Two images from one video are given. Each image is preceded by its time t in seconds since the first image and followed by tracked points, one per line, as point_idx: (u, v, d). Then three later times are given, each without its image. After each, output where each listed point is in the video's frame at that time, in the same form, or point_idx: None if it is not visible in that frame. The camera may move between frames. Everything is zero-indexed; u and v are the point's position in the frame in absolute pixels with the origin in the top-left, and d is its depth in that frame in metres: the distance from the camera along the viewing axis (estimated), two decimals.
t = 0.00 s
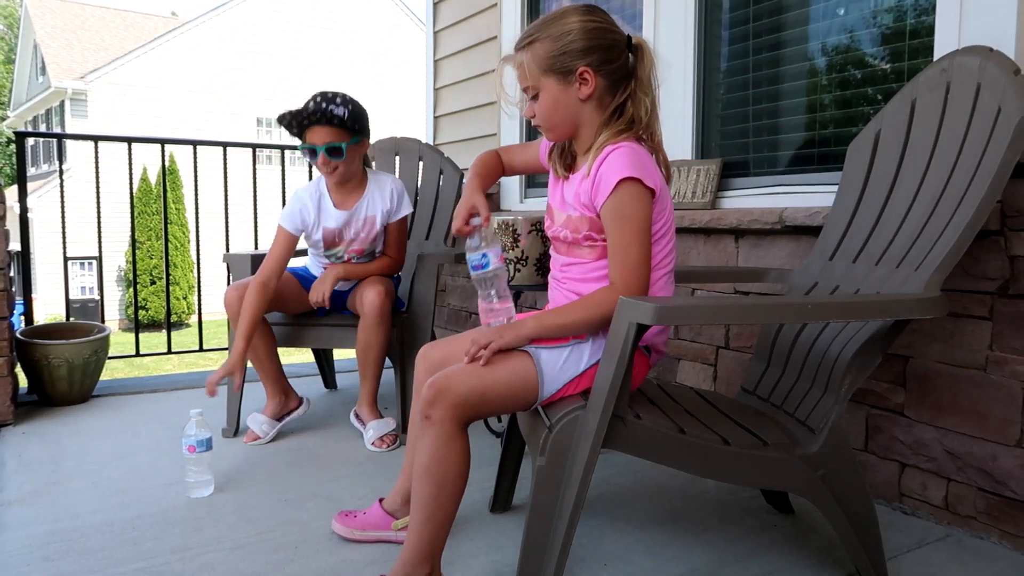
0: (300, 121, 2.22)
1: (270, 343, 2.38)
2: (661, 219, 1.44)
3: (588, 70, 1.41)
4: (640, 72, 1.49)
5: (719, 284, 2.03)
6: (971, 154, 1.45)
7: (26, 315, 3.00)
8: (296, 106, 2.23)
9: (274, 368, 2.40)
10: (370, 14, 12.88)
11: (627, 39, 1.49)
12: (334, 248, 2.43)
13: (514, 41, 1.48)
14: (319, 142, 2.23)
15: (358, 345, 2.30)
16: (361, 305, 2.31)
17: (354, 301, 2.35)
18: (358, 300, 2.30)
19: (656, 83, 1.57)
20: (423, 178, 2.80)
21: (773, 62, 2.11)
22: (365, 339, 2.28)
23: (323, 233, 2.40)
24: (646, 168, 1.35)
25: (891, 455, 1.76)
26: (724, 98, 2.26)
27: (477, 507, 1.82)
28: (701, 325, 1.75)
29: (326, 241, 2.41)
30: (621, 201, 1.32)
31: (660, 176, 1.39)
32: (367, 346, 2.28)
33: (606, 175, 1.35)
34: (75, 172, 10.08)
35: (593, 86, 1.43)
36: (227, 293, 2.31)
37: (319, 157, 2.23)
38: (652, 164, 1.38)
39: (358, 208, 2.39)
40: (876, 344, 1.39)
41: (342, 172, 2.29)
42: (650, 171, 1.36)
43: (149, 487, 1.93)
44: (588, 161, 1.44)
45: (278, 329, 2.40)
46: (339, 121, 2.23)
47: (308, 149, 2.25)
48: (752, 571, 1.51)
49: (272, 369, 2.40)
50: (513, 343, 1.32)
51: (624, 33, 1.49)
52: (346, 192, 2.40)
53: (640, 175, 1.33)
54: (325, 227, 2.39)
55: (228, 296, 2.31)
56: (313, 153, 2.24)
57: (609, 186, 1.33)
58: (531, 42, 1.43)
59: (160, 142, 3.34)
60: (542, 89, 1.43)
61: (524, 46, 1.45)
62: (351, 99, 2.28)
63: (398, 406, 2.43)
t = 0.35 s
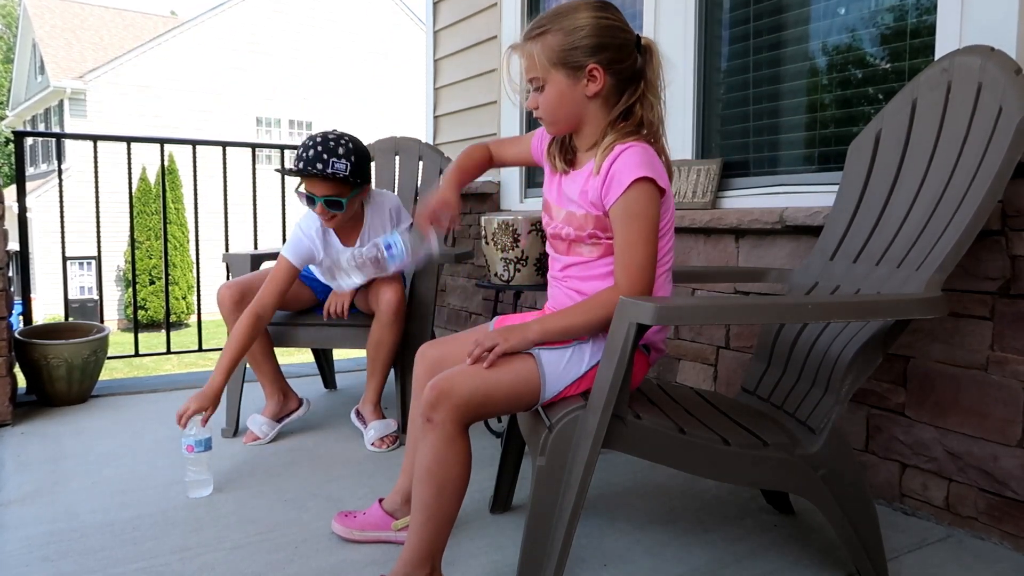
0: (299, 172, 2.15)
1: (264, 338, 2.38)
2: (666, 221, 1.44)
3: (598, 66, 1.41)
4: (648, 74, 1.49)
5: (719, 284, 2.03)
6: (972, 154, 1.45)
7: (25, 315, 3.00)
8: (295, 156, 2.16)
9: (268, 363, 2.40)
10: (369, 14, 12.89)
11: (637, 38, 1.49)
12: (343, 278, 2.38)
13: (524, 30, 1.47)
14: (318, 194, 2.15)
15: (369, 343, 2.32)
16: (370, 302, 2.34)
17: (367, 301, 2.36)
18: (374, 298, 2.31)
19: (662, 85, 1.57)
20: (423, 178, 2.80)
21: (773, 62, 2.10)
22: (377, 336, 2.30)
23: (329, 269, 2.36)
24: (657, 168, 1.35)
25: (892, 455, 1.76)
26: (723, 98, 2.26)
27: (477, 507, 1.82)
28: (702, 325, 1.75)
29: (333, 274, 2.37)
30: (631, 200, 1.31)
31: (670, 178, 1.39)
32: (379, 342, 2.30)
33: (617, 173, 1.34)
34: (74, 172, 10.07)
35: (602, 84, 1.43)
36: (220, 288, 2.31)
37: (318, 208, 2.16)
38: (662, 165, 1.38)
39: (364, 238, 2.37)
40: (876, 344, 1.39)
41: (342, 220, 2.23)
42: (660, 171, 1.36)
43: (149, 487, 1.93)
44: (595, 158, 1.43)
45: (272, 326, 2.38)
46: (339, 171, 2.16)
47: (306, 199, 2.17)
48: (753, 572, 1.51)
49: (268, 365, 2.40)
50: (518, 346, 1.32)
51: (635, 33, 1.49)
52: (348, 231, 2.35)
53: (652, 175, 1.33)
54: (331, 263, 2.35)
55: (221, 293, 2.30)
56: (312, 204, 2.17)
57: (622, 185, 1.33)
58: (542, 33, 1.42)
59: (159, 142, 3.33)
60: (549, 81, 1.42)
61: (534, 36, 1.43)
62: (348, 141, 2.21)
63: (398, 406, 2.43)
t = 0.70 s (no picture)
0: (320, 127, 2.21)
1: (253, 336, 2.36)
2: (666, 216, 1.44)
3: (599, 69, 1.41)
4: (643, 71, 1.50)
5: (719, 284, 2.03)
6: (971, 154, 1.45)
7: (26, 315, 3.00)
8: (316, 114, 2.21)
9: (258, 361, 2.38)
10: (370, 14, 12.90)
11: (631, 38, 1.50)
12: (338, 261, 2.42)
13: (521, 35, 1.46)
14: (339, 150, 2.22)
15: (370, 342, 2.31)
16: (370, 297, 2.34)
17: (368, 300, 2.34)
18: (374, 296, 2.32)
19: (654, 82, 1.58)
20: (423, 177, 2.81)
21: (773, 62, 2.10)
22: (376, 334, 2.29)
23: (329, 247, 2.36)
24: (655, 165, 1.35)
25: (891, 455, 1.76)
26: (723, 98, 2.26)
27: (477, 507, 1.82)
28: (701, 325, 1.75)
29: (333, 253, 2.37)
30: (631, 199, 1.31)
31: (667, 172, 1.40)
32: (379, 342, 2.29)
33: (614, 171, 1.34)
34: (74, 172, 10.08)
35: (602, 86, 1.43)
36: (207, 288, 2.31)
37: (338, 164, 2.22)
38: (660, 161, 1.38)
39: (365, 220, 2.38)
40: (876, 344, 1.39)
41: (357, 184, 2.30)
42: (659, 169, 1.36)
43: (149, 487, 1.93)
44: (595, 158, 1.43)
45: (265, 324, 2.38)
46: (361, 133, 2.25)
47: (326, 157, 2.23)
48: (753, 572, 1.51)
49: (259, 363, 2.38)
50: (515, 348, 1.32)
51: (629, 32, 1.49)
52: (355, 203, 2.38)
53: (651, 173, 1.33)
54: (331, 241, 2.35)
55: (209, 294, 2.30)
56: (331, 161, 2.23)
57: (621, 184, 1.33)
58: (542, 37, 1.41)
59: (159, 142, 3.33)
60: (551, 86, 1.41)
61: (532, 41, 1.42)
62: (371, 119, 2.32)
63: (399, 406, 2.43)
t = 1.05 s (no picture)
0: (325, 93, 2.29)
1: (259, 339, 2.37)
2: (664, 217, 1.45)
3: (595, 69, 1.41)
4: (636, 70, 1.50)
5: (719, 284, 2.03)
6: (971, 154, 1.45)
7: (26, 315, 3.00)
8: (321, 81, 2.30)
9: (265, 365, 2.38)
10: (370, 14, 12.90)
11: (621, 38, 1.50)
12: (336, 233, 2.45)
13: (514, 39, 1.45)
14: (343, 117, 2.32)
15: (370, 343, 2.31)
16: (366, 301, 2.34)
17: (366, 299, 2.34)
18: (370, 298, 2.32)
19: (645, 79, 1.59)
20: (423, 177, 2.81)
21: (773, 62, 2.11)
22: (378, 332, 2.28)
23: (326, 214, 2.43)
24: (653, 165, 1.36)
25: (891, 455, 1.76)
26: (723, 98, 2.26)
27: (477, 507, 1.82)
28: (701, 326, 1.75)
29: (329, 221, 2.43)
30: (629, 196, 1.32)
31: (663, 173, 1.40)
32: (379, 342, 2.29)
33: (612, 169, 1.34)
34: (74, 172, 10.08)
35: (599, 85, 1.43)
36: (211, 294, 2.30)
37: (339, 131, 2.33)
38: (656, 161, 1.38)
39: (363, 192, 2.43)
40: (876, 344, 1.39)
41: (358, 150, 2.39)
42: (655, 167, 1.36)
43: (149, 487, 1.93)
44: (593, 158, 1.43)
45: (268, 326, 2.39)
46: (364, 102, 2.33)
47: (329, 122, 2.33)
48: (753, 572, 1.51)
49: (267, 367, 2.38)
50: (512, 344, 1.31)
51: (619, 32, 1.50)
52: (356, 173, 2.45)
53: (649, 171, 1.33)
54: (329, 207, 2.42)
55: (213, 299, 2.30)
56: (334, 125, 2.33)
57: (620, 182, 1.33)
58: (536, 40, 1.40)
59: (159, 142, 3.33)
60: (548, 88, 1.40)
61: (526, 44, 1.41)
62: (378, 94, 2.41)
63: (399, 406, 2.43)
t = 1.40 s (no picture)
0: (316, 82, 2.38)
1: (266, 341, 2.37)
2: (654, 214, 1.45)
3: (578, 68, 1.41)
4: (618, 69, 1.50)
5: (719, 284, 2.03)
6: (971, 153, 1.45)
7: (26, 315, 3.00)
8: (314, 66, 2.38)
9: (274, 366, 2.38)
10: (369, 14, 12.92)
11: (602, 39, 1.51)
12: (329, 219, 2.49)
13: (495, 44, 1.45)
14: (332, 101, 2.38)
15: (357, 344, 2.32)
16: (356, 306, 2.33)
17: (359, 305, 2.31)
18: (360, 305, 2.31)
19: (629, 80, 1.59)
20: (423, 177, 2.81)
21: (773, 62, 2.11)
22: (361, 344, 2.30)
23: (319, 198, 2.50)
24: (637, 162, 1.36)
25: (891, 455, 1.76)
26: (724, 98, 2.26)
27: (477, 507, 1.82)
28: (701, 325, 1.75)
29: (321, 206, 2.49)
30: (612, 193, 1.32)
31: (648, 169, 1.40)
32: (365, 351, 2.30)
33: (595, 170, 1.35)
34: (74, 172, 10.08)
35: (582, 84, 1.43)
36: (214, 300, 2.29)
37: (326, 114, 2.39)
38: (640, 158, 1.38)
39: (354, 179, 2.47)
40: (876, 344, 1.39)
41: (350, 135, 2.43)
42: (640, 165, 1.36)
43: (149, 487, 1.93)
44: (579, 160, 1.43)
45: (273, 326, 2.39)
46: (353, 88, 2.40)
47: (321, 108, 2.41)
48: (753, 572, 1.51)
49: (275, 369, 2.38)
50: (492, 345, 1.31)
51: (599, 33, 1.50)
52: (352, 161, 2.50)
53: (632, 169, 1.34)
54: (323, 191, 2.50)
55: (217, 304, 2.30)
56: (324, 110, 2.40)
57: (603, 180, 1.33)
58: (517, 42, 1.40)
59: (159, 142, 3.33)
60: (531, 89, 1.40)
61: (507, 47, 1.42)
62: (374, 81, 2.46)
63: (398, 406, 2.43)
